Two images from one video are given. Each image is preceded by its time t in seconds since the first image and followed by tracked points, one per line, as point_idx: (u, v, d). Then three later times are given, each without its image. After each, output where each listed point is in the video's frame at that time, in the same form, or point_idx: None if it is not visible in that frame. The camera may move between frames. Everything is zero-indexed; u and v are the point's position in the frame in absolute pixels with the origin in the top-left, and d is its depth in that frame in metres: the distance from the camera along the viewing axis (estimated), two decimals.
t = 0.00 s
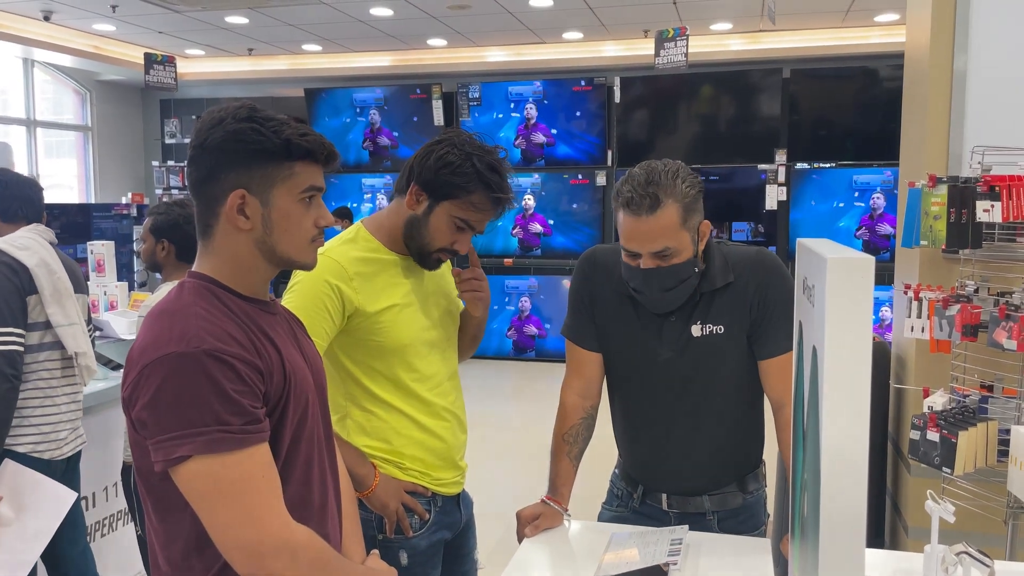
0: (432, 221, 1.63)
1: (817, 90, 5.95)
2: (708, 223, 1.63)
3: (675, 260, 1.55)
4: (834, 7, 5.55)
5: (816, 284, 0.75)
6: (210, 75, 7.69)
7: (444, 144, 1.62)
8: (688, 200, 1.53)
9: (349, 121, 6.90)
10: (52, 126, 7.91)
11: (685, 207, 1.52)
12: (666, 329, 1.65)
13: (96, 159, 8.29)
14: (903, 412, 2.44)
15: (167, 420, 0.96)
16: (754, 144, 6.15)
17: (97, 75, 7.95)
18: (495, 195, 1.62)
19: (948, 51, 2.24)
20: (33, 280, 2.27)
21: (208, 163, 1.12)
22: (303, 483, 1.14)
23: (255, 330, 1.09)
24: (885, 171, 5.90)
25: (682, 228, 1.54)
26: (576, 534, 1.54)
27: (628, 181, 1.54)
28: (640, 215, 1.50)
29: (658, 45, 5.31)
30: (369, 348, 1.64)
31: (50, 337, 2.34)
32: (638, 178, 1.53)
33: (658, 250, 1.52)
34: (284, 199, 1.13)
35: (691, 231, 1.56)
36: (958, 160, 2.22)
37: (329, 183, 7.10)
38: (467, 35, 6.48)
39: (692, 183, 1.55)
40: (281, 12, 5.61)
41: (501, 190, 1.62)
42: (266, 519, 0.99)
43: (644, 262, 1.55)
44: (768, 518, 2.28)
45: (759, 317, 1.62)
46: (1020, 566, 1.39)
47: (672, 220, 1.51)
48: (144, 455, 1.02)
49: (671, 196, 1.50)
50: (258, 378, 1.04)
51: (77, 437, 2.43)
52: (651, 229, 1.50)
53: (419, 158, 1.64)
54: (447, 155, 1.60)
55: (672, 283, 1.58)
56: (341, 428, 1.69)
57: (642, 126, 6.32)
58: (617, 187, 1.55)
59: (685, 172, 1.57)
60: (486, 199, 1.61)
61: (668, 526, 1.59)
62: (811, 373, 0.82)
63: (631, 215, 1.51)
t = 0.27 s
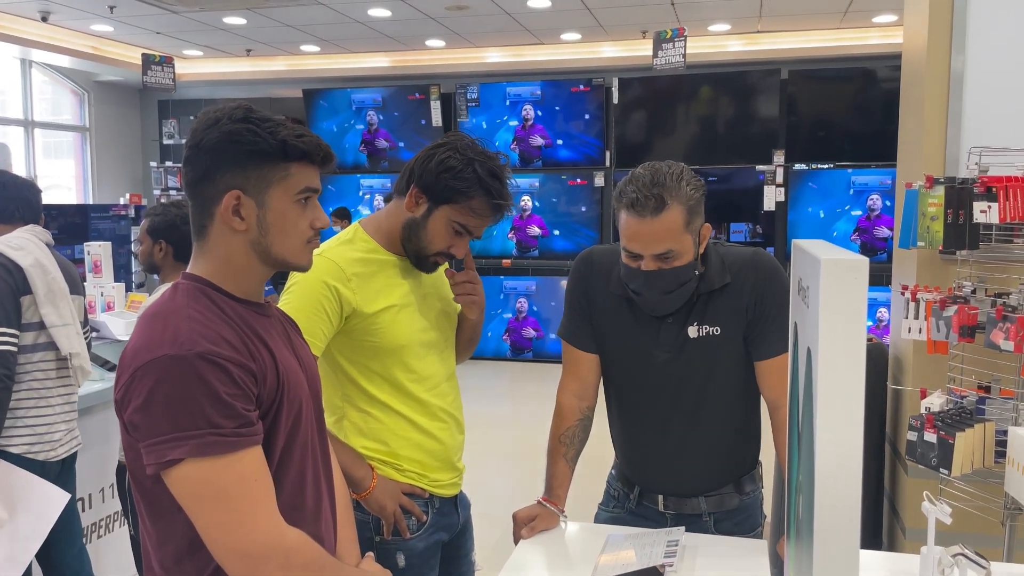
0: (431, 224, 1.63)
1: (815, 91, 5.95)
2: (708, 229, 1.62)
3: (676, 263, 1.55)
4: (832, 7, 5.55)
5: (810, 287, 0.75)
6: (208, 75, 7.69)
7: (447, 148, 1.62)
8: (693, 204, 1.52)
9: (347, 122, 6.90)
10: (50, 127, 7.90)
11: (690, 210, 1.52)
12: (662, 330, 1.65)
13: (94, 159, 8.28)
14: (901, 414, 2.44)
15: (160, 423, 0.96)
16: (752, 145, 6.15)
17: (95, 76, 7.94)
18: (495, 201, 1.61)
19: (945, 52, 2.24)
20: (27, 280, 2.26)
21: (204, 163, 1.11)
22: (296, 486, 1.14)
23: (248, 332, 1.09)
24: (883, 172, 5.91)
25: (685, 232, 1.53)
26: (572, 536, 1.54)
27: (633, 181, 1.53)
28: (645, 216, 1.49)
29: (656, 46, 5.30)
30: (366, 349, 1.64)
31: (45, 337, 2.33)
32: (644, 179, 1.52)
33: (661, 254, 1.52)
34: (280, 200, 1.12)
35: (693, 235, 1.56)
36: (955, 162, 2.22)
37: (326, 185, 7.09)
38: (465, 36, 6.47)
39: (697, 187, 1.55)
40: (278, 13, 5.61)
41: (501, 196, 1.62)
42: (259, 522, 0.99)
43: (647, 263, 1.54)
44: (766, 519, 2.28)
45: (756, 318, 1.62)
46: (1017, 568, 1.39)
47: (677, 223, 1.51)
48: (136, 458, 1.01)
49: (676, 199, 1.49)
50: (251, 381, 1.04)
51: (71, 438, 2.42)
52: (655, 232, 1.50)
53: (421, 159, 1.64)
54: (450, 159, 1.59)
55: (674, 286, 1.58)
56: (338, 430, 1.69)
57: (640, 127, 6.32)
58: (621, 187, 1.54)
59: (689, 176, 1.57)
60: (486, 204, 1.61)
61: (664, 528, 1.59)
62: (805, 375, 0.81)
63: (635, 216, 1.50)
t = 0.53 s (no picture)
0: (432, 226, 1.62)
1: (814, 92, 5.95)
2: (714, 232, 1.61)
3: (678, 262, 1.56)
4: (831, 8, 5.55)
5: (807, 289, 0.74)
6: (207, 76, 7.68)
7: (449, 152, 1.62)
8: (706, 206, 1.52)
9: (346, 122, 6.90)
10: (49, 127, 7.89)
11: (701, 211, 1.52)
12: (661, 331, 1.64)
13: (93, 160, 8.28)
14: (900, 415, 2.44)
15: (154, 427, 0.95)
16: (751, 145, 6.15)
17: (94, 76, 7.93)
18: (496, 207, 1.61)
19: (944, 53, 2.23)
20: (24, 281, 2.26)
21: (200, 164, 1.11)
22: (293, 488, 1.14)
23: (244, 335, 1.09)
24: (882, 172, 5.91)
25: (693, 232, 1.53)
26: (571, 537, 1.53)
27: (649, 174, 1.54)
28: (656, 210, 1.49)
29: (655, 46, 5.30)
30: (366, 350, 1.64)
31: (41, 339, 2.34)
32: (661, 174, 1.52)
33: (664, 249, 1.52)
34: (276, 201, 1.12)
35: (700, 237, 1.55)
36: (954, 162, 2.22)
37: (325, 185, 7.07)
38: (464, 36, 6.47)
39: (712, 190, 1.55)
40: (277, 13, 5.61)
41: (502, 202, 1.62)
42: (255, 525, 0.98)
43: (648, 257, 1.55)
44: (765, 521, 2.27)
45: (755, 320, 1.62)
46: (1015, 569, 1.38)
47: (688, 221, 1.51)
48: (131, 460, 1.01)
49: (690, 198, 1.49)
50: (247, 384, 1.04)
51: (69, 440, 2.41)
52: (664, 228, 1.50)
53: (423, 163, 1.63)
54: (454, 163, 1.59)
55: (673, 283, 1.58)
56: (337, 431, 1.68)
57: (639, 128, 6.32)
58: (637, 179, 1.54)
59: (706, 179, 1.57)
60: (487, 210, 1.61)
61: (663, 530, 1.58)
62: (802, 378, 0.81)
63: (646, 208, 1.50)
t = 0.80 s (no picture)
0: (433, 226, 1.62)
1: (814, 92, 5.95)
2: (720, 228, 1.61)
3: (678, 251, 1.55)
4: (832, 8, 5.55)
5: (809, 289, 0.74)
6: (207, 76, 7.69)
7: (450, 154, 1.62)
8: (714, 200, 1.54)
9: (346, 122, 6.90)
10: (49, 127, 7.89)
11: (708, 204, 1.54)
12: (662, 332, 1.64)
13: (93, 160, 8.27)
14: (900, 415, 2.44)
15: (156, 427, 0.95)
16: (752, 145, 6.14)
17: (94, 77, 7.93)
18: (496, 210, 1.61)
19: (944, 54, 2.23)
20: (21, 282, 2.26)
21: (200, 164, 1.11)
22: (293, 490, 1.13)
23: (245, 335, 1.08)
24: (881, 172, 5.92)
25: (698, 223, 1.54)
26: (571, 538, 1.53)
27: (664, 161, 1.57)
28: (664, 194, 1.52)
29: (655, 46, 5.30)
30: (365, 351, 1.63)
31: (40, 340, 2.33)
32: (675, 161, 1.56)
33: (666, 235, 1.53)
34: (276, 201, 1.12)
35: (704, 232, 1.57)
36: (955, 162, 2.22)
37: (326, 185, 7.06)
38: (465, 36, 6.47)
39: (722, 186, 1.58)
40: (277, 13, 5.61)
41: (502, 205, 1.62)
42: (256, 526, 0.98)
43: (649, 241, 1.56)
44: (765, 521, 2.27)
45: (756, 320, 1.62)
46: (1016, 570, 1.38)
47: (695, 211, 1.53)
48: (132, 462, 1.01)
49: (699, 188, 1.52)
50: (248, 385, 1.03)
51: (68, 440, 2.41)
52: (670, 212, 1.52)
53: (424, 165, 1.63)
54: (456, 165, 1.59)
55: (667, 273, 1.57)
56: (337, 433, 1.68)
57: (640, 128, 6.32)
58: (651, 165, 1.58)
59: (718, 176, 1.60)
60: (488, 213, 1.61)
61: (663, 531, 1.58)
62: (803, 379, 0.81)
63: (655, 191, 1.53)
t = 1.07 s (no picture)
0: (432, 225, 1.62)
1: (816, 92, 5.95)
2: (717, 223, 1.63)
3: (675, 246, 1.57)
4: (833, 9, 5.54)
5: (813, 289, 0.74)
6: (208, 76, 7.69)
7: (447, 152, 1.61)
8: (709, 195, 1.57)
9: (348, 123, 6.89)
10: (50, 128, 7.89)
11: (704, 201, 1.56)
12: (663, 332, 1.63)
13: (94, 160, 8.27)
14: (902, 415, 2.43)
15: (157, 428, 0.95)
16: (753, 145, 6.14)
17: (95, 77, 7.93)
18: (495, 206, 1.61)
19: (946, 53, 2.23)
20: (21, 283, 2.26)
21: (202, 164, 1.10)
22: (295, 490, 1.13)
23: (247, 336, 1.08)
24: (882, 172, 5.90)
25: (695, 220, 1.56)
26: (572, 539, 1.53)
27: (662, 159, 1.61)
28: (660, 189, 1.55)
29: (656, 47, 5.30)
30: (365, 351, 1.63)
31: (39, 340, 2.33)
32: (672, 159, 1.59)
33: (662, 229, 1.55)
34: (278, 201, 1.12)
35: (702, 228, 1.58)
36: (957, 162, 2.22)
37: (327, 186, 7.06)
38: (466, 37, 6.47)
39: (717, 183, 1.60)
40: (278, 13, 5.60)
41: (501, 201, 1.62)
42: (257, 527, 0.98)
43: (646, 236, 1.59)
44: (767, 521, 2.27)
45: (757, 321, 1.61)
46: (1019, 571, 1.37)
47: (691, 207, 1.55)
48: (133, 464, 1.00)
49: (694, 185, 1.55)
50: (250, 385, 1.03)
51: (69, 441, 2.41)
52: (665, 206, 1.55)
53: (422, 164, 1.63)
54: (453, 163, 1.59)
55: (663, 268, 1.57)
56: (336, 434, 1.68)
57: (641, 129, 6.31)
58: (649, 163, 1.61)
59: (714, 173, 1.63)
60: (487, 210, 1.61)
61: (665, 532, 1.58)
62: (808, 380, 0.80)
63: (651, 188, 1.56)
